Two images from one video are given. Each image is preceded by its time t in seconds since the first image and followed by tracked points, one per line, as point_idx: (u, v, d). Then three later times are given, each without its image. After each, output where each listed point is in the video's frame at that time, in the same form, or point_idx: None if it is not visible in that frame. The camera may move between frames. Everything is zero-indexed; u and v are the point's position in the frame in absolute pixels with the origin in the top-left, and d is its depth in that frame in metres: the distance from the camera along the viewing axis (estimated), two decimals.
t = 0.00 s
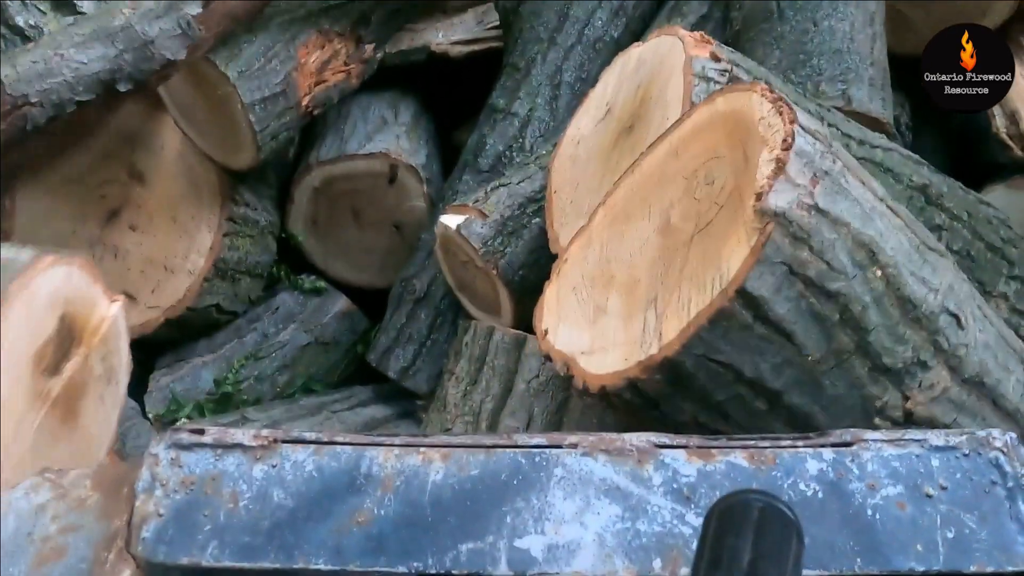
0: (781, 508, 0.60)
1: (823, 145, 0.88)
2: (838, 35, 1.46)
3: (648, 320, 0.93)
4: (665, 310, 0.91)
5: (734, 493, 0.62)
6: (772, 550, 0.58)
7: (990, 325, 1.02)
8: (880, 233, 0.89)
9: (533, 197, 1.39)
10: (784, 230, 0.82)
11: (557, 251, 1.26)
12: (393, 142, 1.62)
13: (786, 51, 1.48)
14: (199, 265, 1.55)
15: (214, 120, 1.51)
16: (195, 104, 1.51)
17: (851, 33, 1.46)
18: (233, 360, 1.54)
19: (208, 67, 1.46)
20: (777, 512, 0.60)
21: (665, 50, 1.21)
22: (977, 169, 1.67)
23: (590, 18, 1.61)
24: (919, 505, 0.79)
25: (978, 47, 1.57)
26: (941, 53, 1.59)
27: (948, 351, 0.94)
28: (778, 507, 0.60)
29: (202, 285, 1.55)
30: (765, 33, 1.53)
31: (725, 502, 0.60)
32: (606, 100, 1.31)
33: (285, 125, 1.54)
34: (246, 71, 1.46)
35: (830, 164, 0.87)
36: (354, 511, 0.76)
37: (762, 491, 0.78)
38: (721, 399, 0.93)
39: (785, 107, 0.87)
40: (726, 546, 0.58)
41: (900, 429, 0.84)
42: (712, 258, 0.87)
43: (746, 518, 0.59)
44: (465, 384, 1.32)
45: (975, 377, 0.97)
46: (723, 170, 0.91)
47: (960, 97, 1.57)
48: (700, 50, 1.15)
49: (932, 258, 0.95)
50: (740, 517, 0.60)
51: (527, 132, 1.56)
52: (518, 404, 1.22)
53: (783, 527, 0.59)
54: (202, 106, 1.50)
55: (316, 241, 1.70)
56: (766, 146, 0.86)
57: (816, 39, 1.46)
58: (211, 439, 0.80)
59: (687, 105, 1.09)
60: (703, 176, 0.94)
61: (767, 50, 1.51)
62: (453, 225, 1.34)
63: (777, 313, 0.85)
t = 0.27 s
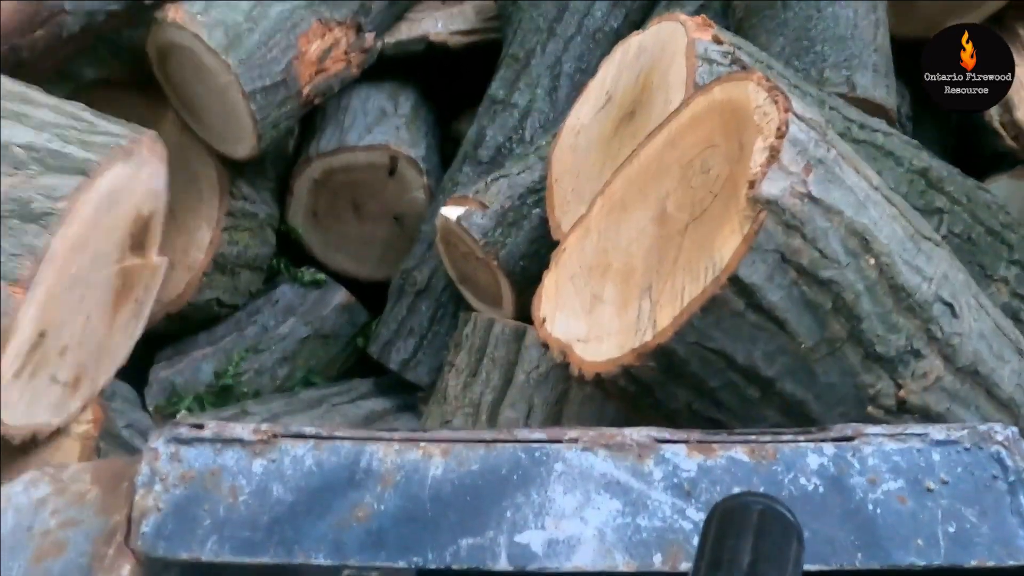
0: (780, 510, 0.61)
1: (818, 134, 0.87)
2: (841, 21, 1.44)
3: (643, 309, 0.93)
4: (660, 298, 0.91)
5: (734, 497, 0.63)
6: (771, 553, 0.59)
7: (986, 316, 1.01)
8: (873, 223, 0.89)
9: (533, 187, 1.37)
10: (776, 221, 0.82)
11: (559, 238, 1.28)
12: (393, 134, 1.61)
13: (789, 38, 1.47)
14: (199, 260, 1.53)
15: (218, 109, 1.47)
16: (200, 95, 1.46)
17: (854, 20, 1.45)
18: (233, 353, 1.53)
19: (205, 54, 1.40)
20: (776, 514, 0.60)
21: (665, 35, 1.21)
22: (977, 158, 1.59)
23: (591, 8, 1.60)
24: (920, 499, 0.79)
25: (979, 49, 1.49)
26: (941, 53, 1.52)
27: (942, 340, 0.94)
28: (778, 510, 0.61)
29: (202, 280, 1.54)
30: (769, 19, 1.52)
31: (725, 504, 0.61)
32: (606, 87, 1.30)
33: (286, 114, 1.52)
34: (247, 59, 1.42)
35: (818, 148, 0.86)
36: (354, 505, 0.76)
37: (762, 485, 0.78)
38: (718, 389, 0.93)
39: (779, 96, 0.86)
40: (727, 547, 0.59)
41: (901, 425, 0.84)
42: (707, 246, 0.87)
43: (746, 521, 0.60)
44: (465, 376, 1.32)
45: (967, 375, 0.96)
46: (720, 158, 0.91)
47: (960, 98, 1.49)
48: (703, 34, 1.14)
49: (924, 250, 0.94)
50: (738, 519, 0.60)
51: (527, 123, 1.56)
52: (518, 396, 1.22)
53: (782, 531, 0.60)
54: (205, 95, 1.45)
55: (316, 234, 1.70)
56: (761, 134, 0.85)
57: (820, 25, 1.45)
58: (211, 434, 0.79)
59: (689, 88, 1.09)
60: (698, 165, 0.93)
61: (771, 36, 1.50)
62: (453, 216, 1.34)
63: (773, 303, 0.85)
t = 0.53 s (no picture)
0: (781, 509, 0.61)
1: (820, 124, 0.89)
2: (845, 12, 1.44)
3: (643, 298, 0.93)
4: (660, 286, 0.91)
5: (735, 494, 0.63)
6: (768, 554, 0.59)
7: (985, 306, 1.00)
8: (869, 210, 0.89)
9: (533, 181, 1.37)
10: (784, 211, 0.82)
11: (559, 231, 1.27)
12: (393, 129, 1.59)
13: (792, 29, 1.47)
14: (200, 258, 1.56)
15: (218, 105, 1.49)
16: (200, 92, 1.49)
17: (858, 12, 1.44)
18: (233, 349, 1.53)
19: (206, 48, 1.41)
20: (776, 515, 0.61)
21: (665, 26, 1.20)
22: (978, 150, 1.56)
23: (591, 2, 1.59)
24: (921, 495, 0.79)
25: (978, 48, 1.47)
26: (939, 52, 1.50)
27: (942, 332, 0.93)
28: (778, 509, 0.61)
29: (206, 278, 1.56)
30: (771, 11, 1.51)
31: (725, 504, 0.61)
32: (605, 80, 1.29)
33: (287, 107, 1.51)
34: (247, 53, 1.42)
35: (824, 141, 0.87)
36: (354, 501, 0.76)
37: (762, 482, 0.77)
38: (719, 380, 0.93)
39: (783, 86, 0.86)
40: (726, 548, 0.59)
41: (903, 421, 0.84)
42: (710, 235, 0.87)
43: (746, 520, 0.60)
44: (465, 370, 1.31)
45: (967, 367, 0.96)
46: (724, 148, 0.91)
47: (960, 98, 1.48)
48: (702, 24, 1.14)
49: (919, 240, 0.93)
50: (738, 522, 0.60)
51: (527, 117, 1.55)
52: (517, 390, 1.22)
53: (781, 531, 0.60)
54: (205, 91, 1.48)
55: (316, 228, 1.70)
56: (764, 123, 0.85)
57: (823, 16, 1.45)
58: (211, 430, 0.80)
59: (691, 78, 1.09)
60: (699, 156, 0.93)
61: (773, 28, 1.49)
62: (452, 211, 1.34)
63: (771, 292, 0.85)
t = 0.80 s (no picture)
0: (782, 509, 0.61)
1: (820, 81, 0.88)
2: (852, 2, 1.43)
3: (653, 276, 0.91)
4: (672, 262, 0.89)
5: (736, 492, 0.62)
6: (768, 556, 0.59)
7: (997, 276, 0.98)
8: (881, 162, 0.88)
9: (534, 173, 1.36)
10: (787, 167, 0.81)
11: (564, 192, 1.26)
12: (393, 122, 1.59)
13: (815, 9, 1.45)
14: (202, 254, 1.56)
15: (218, 94, 1.48)
16: (199, 82, 1.48)
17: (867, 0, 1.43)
18: (234, 343, 1.54)
19: (207, 39, 1.41)
20: (777, 516, 0.60)
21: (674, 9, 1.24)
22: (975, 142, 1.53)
23: None
24: (922, 491, 0.79)
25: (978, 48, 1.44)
26: (941, 49, 1.47)
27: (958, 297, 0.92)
28: (779, 510, 0.60)
29: (206, 273, 1.56)
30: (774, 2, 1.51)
31: (726, 505, 0.61)
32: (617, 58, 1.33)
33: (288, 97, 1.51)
34: (247, 42, 1.42)
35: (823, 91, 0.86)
36: (355, 498, 0.76)
37: (763, 477, 0.77)
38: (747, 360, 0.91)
39: (776, 50, 0.85)
40: (725, 551, 0.60)
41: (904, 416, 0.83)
42: (718, 198, 0.86)
43: (746, 521, 0.60)
44: (465, 364, 1.31)
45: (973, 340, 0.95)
46: (722, 117, 0.90)
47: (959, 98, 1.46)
48: None
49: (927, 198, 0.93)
50: (738, 520, 0.60)
51: (528, 108, 1.55)
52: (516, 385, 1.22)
53: (781, 533, 0.60)
54: (205, 81, 1.47)
55: (316, 222, 1.69)
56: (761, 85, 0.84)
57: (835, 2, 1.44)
58: (211, 426, 0.79)
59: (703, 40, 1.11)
60: (699, 130, 0.93)
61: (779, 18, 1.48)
62: (454, 203, 1.34)
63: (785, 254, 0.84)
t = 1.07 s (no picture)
0: (781, 512, 0.64)
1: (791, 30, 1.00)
2: None
3: (656, 230, 1.01)
4: (676, 216, 0.99)
5: (735, 495, 0.65)
6: (767, 556, 0.62)
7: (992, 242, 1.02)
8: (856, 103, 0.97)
9: (540, 150, 1.35)
10: (787, 110, 0.90)
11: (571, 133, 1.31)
12: (393, 111, 1.58)
13: None
14: (202, 248, 1.51)
15: (230, 70, 1.46)
16: (211, 57, 1.47)
17: None
18: (234, 336, 1.52)
19: (217, 12, 1.40)
20: (776, 518, 0.63)
21: None
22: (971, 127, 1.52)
23: None
24: (923, 486, 0.78)
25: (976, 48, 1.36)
26: (939, 49, 1.35)
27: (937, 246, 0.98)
28: (778, 513, 0.63)
29: (207, 267, 1.52)
30: None
31: (725, 506, 0.64)
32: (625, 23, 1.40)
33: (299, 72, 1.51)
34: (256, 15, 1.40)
35: (796, 37, 0.97)
36: (354, 493, 0.76)
37: (763, 472, 0.77)
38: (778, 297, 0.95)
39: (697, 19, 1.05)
40: (725, 550, 0.62)
41: (904, 411, 0.83)
42: (729, 122, 0.94)
43: (745, 523, 0.63)
44: (465, 355, 1.29)
45: (967, 302, 1.00)
46: (700, 81, 1.01)
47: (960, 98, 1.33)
48: None
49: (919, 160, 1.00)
50: (739, 521, 0.63)
51: (532, 89, 1.53)
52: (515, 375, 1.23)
53: (780, 535, 0.62)
54: (217, 58, 1.46)
55: (316, 212, 1.69)
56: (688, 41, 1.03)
57: None
58: (209, 422, 0.79)
59: None
60: (677, 97, 1.04)
61: None
62: (462, 181, 1.32)
63: (810, 188, 0.91)
